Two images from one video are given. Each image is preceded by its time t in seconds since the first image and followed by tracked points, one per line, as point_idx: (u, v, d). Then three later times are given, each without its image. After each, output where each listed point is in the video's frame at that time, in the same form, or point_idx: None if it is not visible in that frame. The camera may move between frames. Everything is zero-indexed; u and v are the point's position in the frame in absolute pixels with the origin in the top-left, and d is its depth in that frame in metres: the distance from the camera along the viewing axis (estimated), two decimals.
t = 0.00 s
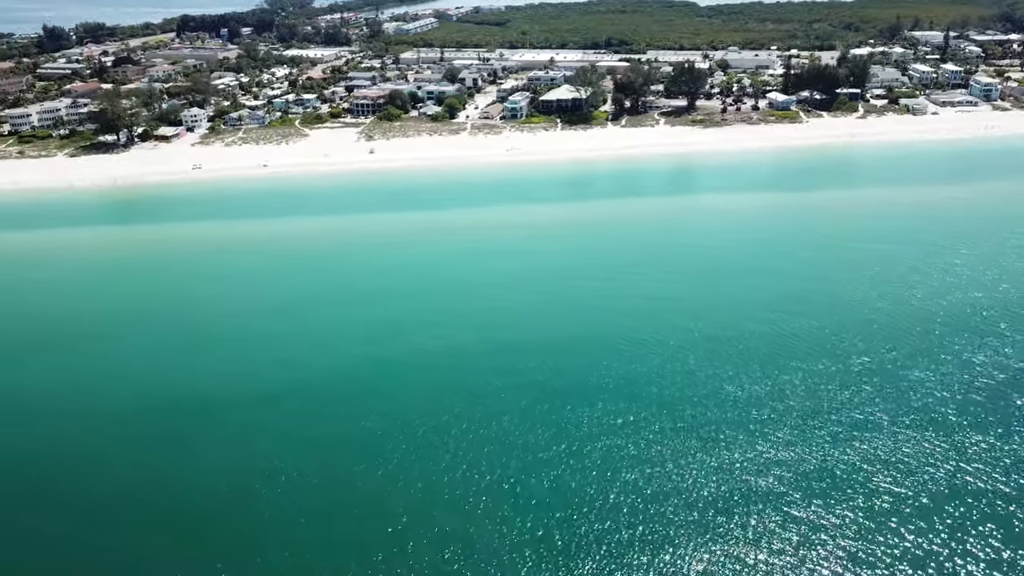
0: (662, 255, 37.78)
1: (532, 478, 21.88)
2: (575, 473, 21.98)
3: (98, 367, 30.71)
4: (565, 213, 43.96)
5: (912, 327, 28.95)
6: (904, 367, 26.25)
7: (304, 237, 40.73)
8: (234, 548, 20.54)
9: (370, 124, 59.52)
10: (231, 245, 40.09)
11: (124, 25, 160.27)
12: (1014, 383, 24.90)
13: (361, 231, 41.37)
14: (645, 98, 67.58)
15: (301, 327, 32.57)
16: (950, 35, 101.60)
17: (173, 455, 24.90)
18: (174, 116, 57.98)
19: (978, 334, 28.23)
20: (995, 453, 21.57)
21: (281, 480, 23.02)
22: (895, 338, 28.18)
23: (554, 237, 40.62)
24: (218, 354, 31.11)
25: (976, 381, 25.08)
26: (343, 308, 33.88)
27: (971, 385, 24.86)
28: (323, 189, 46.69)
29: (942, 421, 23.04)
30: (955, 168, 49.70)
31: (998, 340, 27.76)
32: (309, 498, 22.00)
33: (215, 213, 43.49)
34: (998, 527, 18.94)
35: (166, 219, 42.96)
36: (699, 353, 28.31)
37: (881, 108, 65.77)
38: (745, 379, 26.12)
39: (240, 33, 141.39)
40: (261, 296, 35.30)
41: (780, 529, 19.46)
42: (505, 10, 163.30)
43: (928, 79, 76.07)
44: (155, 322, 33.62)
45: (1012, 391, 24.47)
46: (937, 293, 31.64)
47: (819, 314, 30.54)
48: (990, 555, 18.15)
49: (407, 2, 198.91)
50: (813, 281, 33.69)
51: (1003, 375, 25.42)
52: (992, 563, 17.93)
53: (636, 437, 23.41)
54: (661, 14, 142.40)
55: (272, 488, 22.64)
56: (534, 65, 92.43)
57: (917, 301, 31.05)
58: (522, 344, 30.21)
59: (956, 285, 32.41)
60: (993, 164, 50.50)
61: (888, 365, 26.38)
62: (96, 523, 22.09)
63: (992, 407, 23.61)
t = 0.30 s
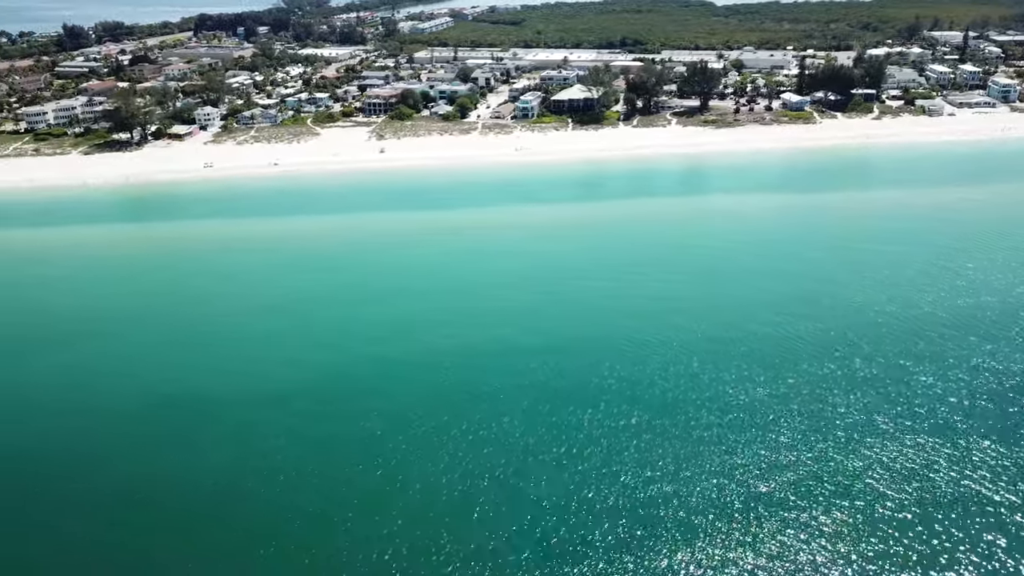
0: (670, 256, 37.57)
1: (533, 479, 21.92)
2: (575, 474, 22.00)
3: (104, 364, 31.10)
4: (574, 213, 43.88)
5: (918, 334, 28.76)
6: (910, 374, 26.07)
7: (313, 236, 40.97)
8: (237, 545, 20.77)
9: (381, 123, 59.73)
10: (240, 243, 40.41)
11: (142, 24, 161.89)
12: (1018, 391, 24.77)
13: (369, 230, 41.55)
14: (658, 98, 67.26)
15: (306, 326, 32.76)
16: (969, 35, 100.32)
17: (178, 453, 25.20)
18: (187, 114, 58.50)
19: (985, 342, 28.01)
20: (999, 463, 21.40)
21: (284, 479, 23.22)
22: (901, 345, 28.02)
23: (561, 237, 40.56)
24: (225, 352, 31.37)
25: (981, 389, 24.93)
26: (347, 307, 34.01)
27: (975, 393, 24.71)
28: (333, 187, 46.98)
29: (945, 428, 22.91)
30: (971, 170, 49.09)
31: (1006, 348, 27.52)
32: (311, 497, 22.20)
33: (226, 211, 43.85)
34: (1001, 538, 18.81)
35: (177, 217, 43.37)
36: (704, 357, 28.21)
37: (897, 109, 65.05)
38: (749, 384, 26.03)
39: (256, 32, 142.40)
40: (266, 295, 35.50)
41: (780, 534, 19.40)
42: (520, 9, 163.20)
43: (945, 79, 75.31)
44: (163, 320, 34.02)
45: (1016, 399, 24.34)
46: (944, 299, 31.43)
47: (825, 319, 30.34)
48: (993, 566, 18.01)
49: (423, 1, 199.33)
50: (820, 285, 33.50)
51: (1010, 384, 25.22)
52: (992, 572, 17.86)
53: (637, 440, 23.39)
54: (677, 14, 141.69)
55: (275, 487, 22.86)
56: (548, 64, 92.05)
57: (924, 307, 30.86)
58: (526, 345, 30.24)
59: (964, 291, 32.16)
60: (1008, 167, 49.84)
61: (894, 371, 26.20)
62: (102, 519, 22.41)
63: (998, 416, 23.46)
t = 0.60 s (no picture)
0: (666, 257, 37.51)
1: (523, 480, 22.10)
2: (566, 474, 22.18)
3: (98, 363, 31.23)
4: (572, 213, 43.81)
5: (911, 335, 28.76)
6: (900, 376, 26.15)
7: (310, 235, 40.99)
8: (230, 546, 20.98)
9: (380, 123, 59.72)
10: (236, 243, 40.44)
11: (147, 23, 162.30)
12: (1009, 393, 24.79)
13: (366, 230, 41.58)
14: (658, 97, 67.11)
15: (302, 326, 32.79)
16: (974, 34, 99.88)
17: (173, 454, 25.42)
18: (187, 114, 58.59)
19: (979, 344, 27.97)
20: (988, 464, 21.43)
21: (277, 480, 23.41)
22: (893, 347, 28.06)
23: (559, 236, 40.50)
24: (220, 353, 31.41)
25: (972, 390, 24.97)
26: (341, 308, 34.06)
27: (965, 394, 24.76)
28: (331, 187, 47.00)
29: (935, 430, 22.96)
30: (973, 171, 48.80)
31: (1000, 350, 27.51)
32: (304, 498, 22.41)
33: (224, 210, 43.89)
34: (988, 539, 18.84)
35: (175, 217, 43.43)
36: (698, 358, 28.20)
37: (899, 109, 64.82)
38: (740, 386, 26.08)
39: (259, 31, 142.60)
40: (261, 295, 35.56)
41: (767, 534, 19.50)
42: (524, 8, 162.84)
43: (948, 79, 74.92)
44: (157, 319, 34.14)
45: (1008, 400, 24.36)
46: (938, 301, 31.37)
47: (819, 321, 30.32)
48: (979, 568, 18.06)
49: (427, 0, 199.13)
50: (817, 286, 33.40)
51: (1002, 386, 25.23)
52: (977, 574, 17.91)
53: (627, 442, 23.54)
54: (681, 12, 141.31)
55: (269, 489, 23.09)
56: (549, 64, 91.57)
57: (918, 309, 30.84)
58: (521, 347, 30.21)
59: (960, 293, 32.06)
60: (1009, 167, 49.63)
61: (885, 374, 26.25)
62: (98, 519, 22.63)
63: (988, 418, 23.49)
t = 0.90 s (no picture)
0: (653, 256, 37.67)
1: (506, 480, 22.25)
2: (549, 475, 22.34)
3: (84, 364, 31.20)
4: (561, 212, 43.92)
5: (895, 335, 29.02)
6: (883, 376, 26.40)
7: (298, 235, 40.98)
8: (213, 548, 21.03)
9: (369, 123, 59.68)
10: (223, 243, 40.37)
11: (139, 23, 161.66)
12: (990, 392, 25.06)
13: (354, 229, 41.59)
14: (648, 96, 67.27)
15: (287, 327, 32.79)
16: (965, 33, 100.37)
17: (159, 454, 25.46)
18: (175, 114, 58.44)
19: (961, 344, 28.23)
20: (966, 464, 21.67)
21: (262, 481, 23.51)
22: (877, 347, 28.32)
23: (547, 236, 40.60)
24: (206, 354, 31.39)
25: (953, 390, 25.23)
26: (328, 308, 34.10)
27: (947, 394, 25.00)
28: (320, 187, 46.98)
29: (915, 430, 23.20)
30: (960, 170, 49.06)
31: (982, 349, 27.77)
32: (288, 499, 22.50)
33: (212, 211, 43.80)
34: (964, 539, 19.06)
35: (163, 217, 43.33)
36: (683, 358, 28.40)
37: (888, 108, 65.12)
38: (724, 386, 26.28)
39: (251, 31, 142.23)
40: (248, 295, 35.56)
41: (747, 534, 19.68)
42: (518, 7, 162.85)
43: (938, 77, 75.32)
44: (144, 320, 34.13)
45: (988, 399, 24.61)
46: (921, 301, 31.63)
47: (803, 320, 30.54)
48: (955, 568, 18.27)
49: None
50: (803, 286, 33.58)
51: (983, 385, 25.49)
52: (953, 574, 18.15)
53: (611, 442, 23.69)
54: (674, 11, 141.49)
55: (254, 490, 23.17)
56: (541, 63, 91.69)
57: (902, 309, 31.07)
58: (507, 347, 30.26)
59: (944, 293, 32.28)
60: (996, 166, 49.97)
61: (867, 373, 26.50)
62: (81, 520, 22.67)
63: (968, 417, 23.73)
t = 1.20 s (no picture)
0: (640, 256, 37.80)
1: (491, 482, 22.27)
2: (534, 476, 22.38)
3: (69, 364, 31.14)
4: (549, 212, 44.00)
5: (880, 335, 29.20)
6: (867, 376, 26.55)
7: (286, 235, 40.95)
8: (197, 548, 21.04)
9: (358, 122, 59.63)
10: (210, 245, 40.27)
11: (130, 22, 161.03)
12: (973, 392, 25.23)
13: (342, 229, 41.60)
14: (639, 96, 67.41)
15: (274, 327, 32.81)
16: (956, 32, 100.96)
17: (145, 454, 25.46)
18: (164, 114, 58.30)
19: (945, 344, 28.42)
20: (948, 465, 21.83)
21: (248, 483, 23.50)
22: (861, 347, 28.49)
23: (535, 236, 40.66)
24: (192, 354, 31.34)
25: (935, 390, 25.41)
26: (315, 308, 34.14)
27: (929, 395, 25.17)
28: (309, 187, 46.96)
29: (896, 431, 23.38)
30: (948, 169, 49.38)
31: (966, 350, 27.93)
32: (273, 501, 22.53)
33: (199, 211, 43.70)
34: (943, 539, 19.23)
35: (150, 218, 43.19)
36: (669, 358, 28.52)
37: (877, 107, 65.43)
38: (709, 387, 26.38)
39: (243, 30, 141.86)
40: (234, 295, 35.53)
41: (729, 536, 19.77)
42: (511, 6, 162.84)
43: (929, 76, 75.71)
44: (130, 319, 34.11)
45: (970, 400, 24.80)
46: (906, 301, 31.84)
47: (787, 321, 30.72)
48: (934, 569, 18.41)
49: None
50: (789, 286, 33.73)
51: (966, 386, 25.66)
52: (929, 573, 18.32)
53: (595, 443, 23.80)
54: (667, 10, 141.79)
55: (240, 492, 23.17)
56: (533, 62, 91.50)
57: (887, 309, 31.27)
58: (493, 348, 30.31)
59: (929, 292, 32.50)
60: (984, 165, 50.32)
61: (851, 374, 26.69)
62: (67, 520, 22.66)
63: (950, 418, 23.89)
